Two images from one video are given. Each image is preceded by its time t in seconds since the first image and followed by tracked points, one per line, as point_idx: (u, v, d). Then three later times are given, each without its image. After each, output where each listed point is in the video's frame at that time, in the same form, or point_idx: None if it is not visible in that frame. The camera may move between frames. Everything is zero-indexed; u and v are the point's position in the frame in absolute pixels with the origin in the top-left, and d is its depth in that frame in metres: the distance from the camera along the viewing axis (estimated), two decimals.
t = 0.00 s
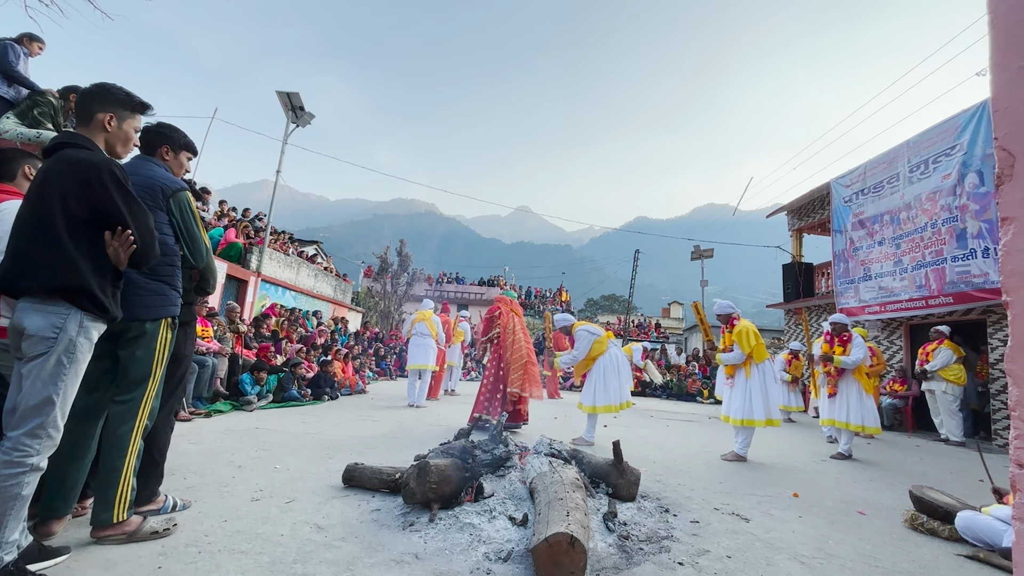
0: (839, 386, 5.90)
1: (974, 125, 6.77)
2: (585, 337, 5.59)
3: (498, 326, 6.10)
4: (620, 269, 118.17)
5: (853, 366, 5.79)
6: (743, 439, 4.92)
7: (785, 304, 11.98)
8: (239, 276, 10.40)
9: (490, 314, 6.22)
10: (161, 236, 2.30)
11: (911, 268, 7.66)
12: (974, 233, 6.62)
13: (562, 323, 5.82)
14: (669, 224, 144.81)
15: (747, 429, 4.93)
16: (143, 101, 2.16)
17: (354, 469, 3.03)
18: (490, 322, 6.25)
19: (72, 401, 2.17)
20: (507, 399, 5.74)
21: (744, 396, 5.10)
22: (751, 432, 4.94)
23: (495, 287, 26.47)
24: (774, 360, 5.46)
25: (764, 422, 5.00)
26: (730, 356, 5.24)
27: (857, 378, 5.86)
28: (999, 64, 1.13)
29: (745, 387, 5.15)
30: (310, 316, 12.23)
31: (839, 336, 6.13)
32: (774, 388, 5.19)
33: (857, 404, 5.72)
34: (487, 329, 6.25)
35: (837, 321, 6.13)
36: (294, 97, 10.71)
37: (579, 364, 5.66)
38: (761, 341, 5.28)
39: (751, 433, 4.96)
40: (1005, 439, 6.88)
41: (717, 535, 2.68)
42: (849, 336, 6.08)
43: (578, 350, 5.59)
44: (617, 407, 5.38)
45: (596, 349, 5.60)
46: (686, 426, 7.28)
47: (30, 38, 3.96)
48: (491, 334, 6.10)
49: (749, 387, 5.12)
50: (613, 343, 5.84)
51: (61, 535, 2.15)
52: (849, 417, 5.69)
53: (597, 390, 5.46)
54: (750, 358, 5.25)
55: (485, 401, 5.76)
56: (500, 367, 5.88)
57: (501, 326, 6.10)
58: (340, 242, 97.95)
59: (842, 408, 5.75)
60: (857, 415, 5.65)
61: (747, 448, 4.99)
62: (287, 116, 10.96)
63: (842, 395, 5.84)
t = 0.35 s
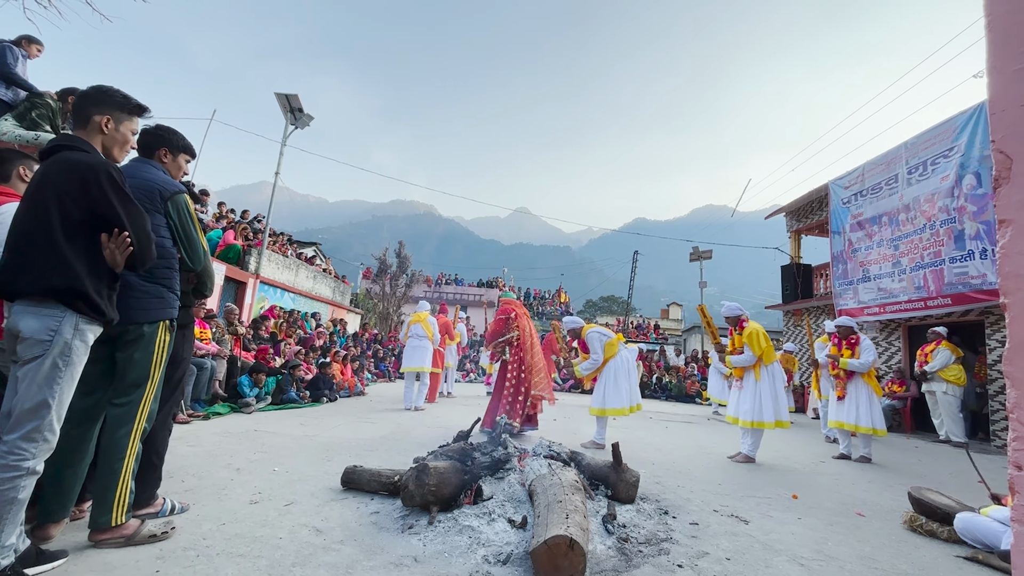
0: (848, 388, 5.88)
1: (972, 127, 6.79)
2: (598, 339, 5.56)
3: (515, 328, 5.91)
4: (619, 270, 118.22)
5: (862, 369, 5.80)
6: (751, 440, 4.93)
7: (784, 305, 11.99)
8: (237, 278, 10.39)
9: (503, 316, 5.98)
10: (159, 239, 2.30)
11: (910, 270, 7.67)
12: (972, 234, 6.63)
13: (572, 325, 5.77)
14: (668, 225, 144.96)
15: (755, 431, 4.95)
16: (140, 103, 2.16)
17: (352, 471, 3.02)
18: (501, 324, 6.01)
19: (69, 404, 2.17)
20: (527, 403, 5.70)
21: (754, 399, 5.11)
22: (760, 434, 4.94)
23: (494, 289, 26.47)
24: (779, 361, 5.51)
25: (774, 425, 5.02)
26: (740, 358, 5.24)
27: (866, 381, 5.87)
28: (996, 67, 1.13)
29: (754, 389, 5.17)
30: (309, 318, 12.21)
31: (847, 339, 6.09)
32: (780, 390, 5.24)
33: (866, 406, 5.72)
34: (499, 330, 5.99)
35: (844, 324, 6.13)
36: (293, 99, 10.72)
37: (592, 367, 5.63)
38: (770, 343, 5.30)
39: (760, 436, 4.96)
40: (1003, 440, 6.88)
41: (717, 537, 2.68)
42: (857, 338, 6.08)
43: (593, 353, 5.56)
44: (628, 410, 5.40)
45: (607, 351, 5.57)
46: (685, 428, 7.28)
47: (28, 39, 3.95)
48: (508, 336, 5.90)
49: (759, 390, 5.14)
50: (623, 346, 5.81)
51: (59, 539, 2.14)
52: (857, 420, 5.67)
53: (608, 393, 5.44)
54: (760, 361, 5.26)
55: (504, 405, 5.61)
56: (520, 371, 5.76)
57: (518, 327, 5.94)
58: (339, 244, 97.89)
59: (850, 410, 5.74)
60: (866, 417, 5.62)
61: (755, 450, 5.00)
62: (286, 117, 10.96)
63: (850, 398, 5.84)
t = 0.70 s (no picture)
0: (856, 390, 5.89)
1: (969, 129, 6.80)
2: (609, 342, 5.52)
3: (535, 331, 5.81)
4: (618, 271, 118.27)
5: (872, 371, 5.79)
6: (765, 443, 4.95)
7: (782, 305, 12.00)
8: (236, 280, 10.37)
9: (521, 318, 5.80)
10: (157, 240, 2.29)
11: (908, 270, 7.68)
12: (970, 235, 6.64)
13: (583, 326, 5.73)
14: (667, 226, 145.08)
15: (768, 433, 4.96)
16: (138, 105, 2.15)
17: (351, 473, 3.02)
18: (517, 326, 5.79)
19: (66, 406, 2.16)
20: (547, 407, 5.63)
21: (764, 400, 5.12)
22: (771, 436, 4.96)
23: (493, 290, 26.45)
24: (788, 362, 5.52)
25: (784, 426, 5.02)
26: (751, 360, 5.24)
27: (874, 382, 5.87)
28: (993, 69, 1.13)
29: (765, 391, 5.17)
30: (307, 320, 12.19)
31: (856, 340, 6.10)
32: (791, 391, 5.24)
33: (875, 408, 5.69)
34: (517, 332, 5.76)
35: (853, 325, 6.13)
36: (291, 100, 10.70)
37: (601, 368, 5.61)
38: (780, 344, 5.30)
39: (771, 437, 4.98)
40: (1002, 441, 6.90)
41: (716, 538, 2.68)
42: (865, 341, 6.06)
43: (603, 355, 5.54)
44: (639, 412, 5.40)
45: (618, 353, 5.53)
46: (684, 429, 7.28)
47: (26, 41, 3.95)
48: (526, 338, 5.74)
49: (770, 392, 5.13)
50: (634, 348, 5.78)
51: (56, 541, 2.13)
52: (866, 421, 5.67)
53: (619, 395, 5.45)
54: (770, 362, 5.26)
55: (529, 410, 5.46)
56: (543, 375, 5.66)
57: (536, 331, 5.83)
58: (338, 245, 97.81)
59: (859, 411, 5.76)
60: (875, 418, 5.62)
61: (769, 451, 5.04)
62: (285, 119, 10.96)
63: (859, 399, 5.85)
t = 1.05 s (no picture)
0: (862, 388, 5.89)
1: (968, 129, 6.82)
2: (622, 344, 5.52)
3: (547, 333, 5.75)
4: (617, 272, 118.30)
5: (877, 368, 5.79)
6: (778, 443, 4.96)
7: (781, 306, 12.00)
8: (235, 281, 10.35)
9: (533, 321, 5.79)
10: (156, 242, 2.29)
11: (907, 271, 7.69)
12: (968, 235, 6.65)
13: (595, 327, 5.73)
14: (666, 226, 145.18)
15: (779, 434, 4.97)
16: (136, 106, 2.15)
17: (350, 475, 3.02)
18: (528, 328, 5.78)
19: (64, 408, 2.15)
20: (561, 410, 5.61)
21: (774, 401, 5.12)
22: (783, 436, 4.99)
23: (492, 291, 26.51)
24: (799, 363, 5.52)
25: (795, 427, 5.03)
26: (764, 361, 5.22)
27: (880, 380, 5.85)
28: (991, 69, 1.13)
29: (775, 391, 5.16)
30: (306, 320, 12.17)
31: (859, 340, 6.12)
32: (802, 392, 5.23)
33: (881, 407, 5.69)
34: (528, 335, 5.74)
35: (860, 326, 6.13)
36: (290, 101, 10.70)
37: (612, 370, 5.59)
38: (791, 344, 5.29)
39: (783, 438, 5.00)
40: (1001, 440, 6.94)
41: (715, 539, 2.68)
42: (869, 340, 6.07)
43: (614, 357, 5.53)
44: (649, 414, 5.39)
45: (629, 356, 5.52)
46: (683, 430, 7.28)
47: (24, 41, 3.94)
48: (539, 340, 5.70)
49: (781, 392, 5.13)
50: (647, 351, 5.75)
51: (54, 543, 2.13)
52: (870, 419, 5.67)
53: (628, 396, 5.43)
54: (782, 362, 5.25)
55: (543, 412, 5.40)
56: (558, 378, 5.60)
57: (547, 333, 5.79)
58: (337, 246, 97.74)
59: (866, 410, 5.75)
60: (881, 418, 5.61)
61: (783, 452, 5.05)
62: (284, 119, 10.95)
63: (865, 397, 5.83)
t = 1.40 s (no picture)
0: (869, 393, 5.90)
1: (967, 129, 6.82)
2: (636, 347, 5.51)
3: (554, 337, 5.72)
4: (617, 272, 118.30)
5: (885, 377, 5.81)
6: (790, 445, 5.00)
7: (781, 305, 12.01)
8: (235, 281, 10.34)
9: (541, 323, 5.82)
10: (156, 243, 2.29)
11: (906, 270, 7.69)
12: (968, 235, 6.66)
13: (609, 331, 5.70)
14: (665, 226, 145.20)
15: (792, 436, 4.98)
16: (133, 107, 2.15)
17: (350, 475, 3.02)
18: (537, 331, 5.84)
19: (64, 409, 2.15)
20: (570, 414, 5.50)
21: (788, 403, 5.10)
22: (796, 438, 5.02)
23: (492, 291, 26.50)
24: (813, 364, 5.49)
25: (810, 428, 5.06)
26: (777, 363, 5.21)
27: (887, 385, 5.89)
28: (990, 69, 1.13)
29: (789, 393, 5.16)
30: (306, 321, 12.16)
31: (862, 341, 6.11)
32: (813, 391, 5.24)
33: (887, 409, 5.71)
34: (536, 338, 5.80)
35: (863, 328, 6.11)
36: (290, 101, 10.69)
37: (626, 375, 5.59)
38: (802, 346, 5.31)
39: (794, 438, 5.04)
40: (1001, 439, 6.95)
41: (715, 538, 2.68)
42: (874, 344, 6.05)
43: (628, 361, 5.53)
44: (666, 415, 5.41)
45: (645, 359, 5.53)
46: (683, 429, 7.29)
47: (22, 42, 3.94)
48: (545, 344, 5.70)
49: (794, 394, 5.12)
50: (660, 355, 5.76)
51: (53, 545, 2.13)
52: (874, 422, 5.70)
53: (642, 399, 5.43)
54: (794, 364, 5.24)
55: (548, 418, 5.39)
56: (563, 382, 5.54)
57: (555, 336, 5.74)
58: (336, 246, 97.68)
59: (872, 412, 5.76)
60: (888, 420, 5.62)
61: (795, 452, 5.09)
62: (283, 120, 10.95)
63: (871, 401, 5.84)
